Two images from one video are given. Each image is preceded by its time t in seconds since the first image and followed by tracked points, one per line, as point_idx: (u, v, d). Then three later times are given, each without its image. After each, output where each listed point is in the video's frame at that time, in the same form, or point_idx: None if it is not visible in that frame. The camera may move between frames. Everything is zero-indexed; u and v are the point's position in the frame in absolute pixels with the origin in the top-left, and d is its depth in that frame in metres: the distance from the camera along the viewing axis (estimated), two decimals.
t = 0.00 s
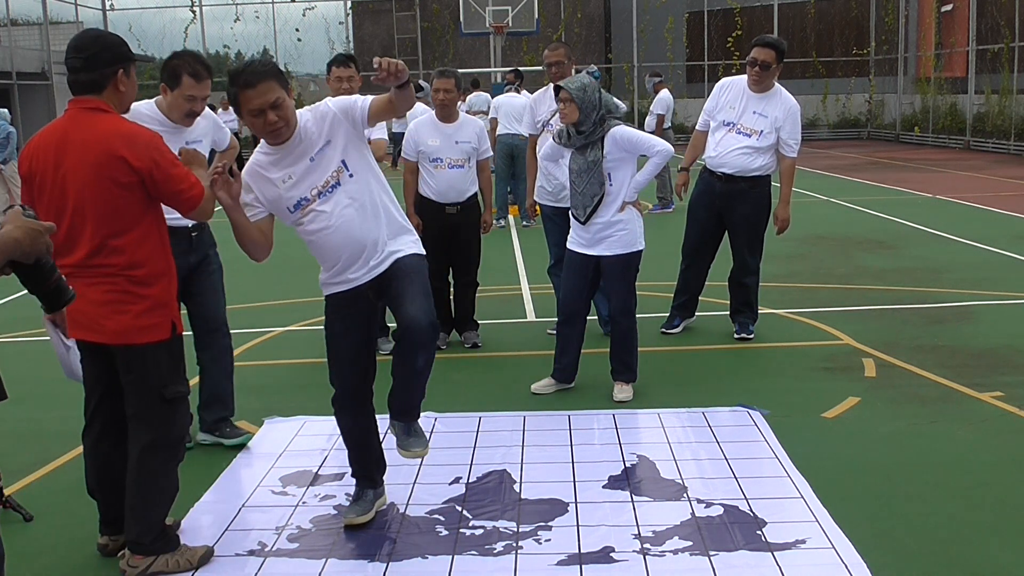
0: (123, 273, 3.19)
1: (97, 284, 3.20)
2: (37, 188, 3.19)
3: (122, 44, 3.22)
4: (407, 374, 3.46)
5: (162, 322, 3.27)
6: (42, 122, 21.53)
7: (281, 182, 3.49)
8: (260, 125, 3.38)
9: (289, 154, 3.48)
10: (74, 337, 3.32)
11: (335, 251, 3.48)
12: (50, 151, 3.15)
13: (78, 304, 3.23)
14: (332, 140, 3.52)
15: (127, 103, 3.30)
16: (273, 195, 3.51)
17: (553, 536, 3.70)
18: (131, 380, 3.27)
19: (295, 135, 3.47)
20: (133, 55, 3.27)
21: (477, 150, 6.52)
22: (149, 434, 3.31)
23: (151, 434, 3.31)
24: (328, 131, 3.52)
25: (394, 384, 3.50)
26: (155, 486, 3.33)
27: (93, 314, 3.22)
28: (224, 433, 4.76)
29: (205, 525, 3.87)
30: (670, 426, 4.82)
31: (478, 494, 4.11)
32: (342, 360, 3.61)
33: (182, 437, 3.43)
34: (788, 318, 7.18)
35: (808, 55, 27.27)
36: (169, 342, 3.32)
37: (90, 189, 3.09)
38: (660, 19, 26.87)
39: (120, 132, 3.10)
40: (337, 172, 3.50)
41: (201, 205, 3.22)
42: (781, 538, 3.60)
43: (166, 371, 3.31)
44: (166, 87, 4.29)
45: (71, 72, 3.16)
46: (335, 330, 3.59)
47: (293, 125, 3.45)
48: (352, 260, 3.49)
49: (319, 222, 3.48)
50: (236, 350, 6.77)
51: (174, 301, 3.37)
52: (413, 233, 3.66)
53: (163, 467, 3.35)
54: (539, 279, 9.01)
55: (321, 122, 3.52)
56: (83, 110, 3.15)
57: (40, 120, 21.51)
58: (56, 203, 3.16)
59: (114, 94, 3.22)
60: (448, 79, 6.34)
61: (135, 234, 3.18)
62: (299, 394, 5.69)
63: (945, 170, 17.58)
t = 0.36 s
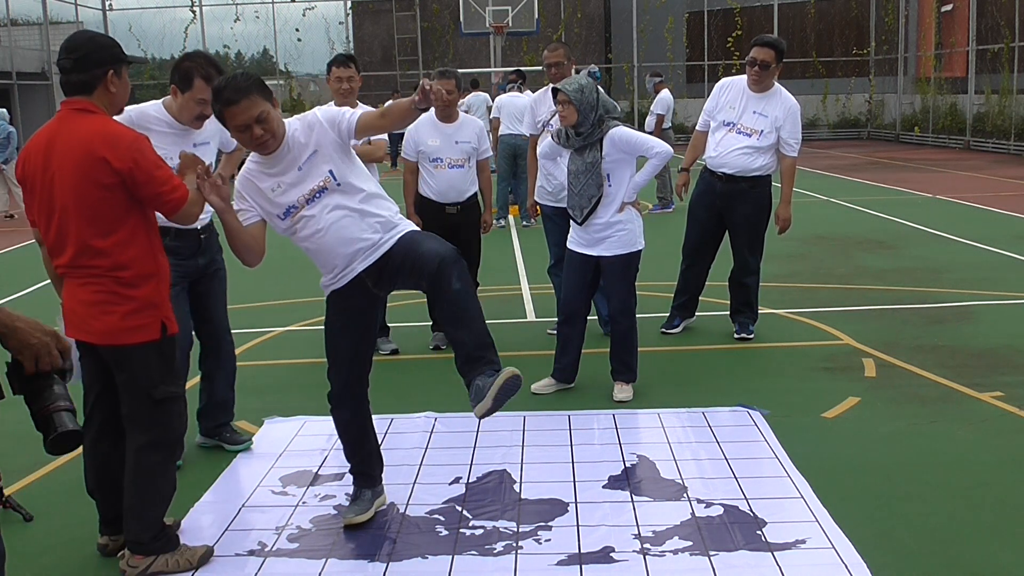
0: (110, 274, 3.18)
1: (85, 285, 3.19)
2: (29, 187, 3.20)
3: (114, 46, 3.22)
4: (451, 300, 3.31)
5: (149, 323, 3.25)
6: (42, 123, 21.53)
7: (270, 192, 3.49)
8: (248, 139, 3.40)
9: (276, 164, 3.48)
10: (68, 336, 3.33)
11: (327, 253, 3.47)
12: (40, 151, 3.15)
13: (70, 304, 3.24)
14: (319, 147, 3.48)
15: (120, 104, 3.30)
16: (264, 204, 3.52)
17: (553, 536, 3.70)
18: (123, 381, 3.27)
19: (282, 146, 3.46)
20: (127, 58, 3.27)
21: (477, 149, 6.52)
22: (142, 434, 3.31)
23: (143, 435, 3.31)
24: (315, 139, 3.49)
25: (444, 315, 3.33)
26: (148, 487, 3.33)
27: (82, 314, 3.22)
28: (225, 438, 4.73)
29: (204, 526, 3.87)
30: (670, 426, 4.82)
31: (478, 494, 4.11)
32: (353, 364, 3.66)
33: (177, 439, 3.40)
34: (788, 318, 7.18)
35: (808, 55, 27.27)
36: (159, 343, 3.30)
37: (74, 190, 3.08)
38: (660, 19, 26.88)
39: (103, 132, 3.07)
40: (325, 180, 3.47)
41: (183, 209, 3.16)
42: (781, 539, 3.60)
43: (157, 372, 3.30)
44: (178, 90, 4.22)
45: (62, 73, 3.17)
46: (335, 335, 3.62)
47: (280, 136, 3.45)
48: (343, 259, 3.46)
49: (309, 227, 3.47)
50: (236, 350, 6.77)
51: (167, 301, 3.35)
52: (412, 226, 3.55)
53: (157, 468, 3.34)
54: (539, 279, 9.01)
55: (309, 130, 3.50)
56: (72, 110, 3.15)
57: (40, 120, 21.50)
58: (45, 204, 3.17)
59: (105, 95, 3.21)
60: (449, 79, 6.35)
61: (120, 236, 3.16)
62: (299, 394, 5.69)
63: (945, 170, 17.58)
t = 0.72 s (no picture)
0: (106, 274, 3.18)
1: (82, 284, 3.20)
2: (30, 187, 3.22)
3: (117, 47, 3.22)
4: (452, 280, 3.29)
5: (146, 323, 3.25)
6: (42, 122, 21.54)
7: (272, 194, 3.48)
8: (252, 143, 3.40)
9: (278, 167, 3.47)
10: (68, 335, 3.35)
11: (329, 256, 3.47)
12: (38, 151, 3.17)
13: (69, 303, 3.26)
14: (323, 151, 3.48)
15: (122, 105, 3.31)
16: (265, 207, 3.51)
17: (554, 536, 3.70)
18: (121, 379, 3.28)
19: (284, 150, 3.46)
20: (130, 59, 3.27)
21: (477, 150, 6.50)
22: (140, 434, 3.31)
23: (140, 435, 3.31)
24: (318, 143, 3.49)
25: (447, 297, 3.29)
26: (147, 488, 3.33)
27: (80, 313, 3.23)
28: (224, 437, 4.73)
29: (204, 525, 3.87)
30: (670, 426, 4.82)
31: (478, 494, 4.11)
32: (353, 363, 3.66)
33: (176, 439, 3.40)
34: (788, 318, 7.18)
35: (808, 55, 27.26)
36: (156, 342, 3.30)
37: (70, 190, 3.09)
38: (660, 19, 26.86)
39: (98, 133, 3.07)
40: (328, 184, 3.48)
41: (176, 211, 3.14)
42: (781, 539, 3.60)
43: (155, 372, 3.30)
44: (168, 89, 4.15)
45: (65, 73, 3.18)
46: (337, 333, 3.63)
47: (284, 139, 3.44)
48: (345, 261, 3.47)
49: (311, 229, 3.47)
50: (236, 350, 6.77)
51: (165, 301, 3.34)
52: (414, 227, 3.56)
53: (155, 468, 3.34)
54: (539, 279, 9.01)
55: (313, 134, 3.50)
56: (71, 110, 3.16)
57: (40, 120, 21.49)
58: (45, 204, 3.18)
59: (106, 96, 3.22)
60: (448, 79, 6.36)
61: (117, 236, 3.16)
62: (299, 394, 5.69)
63: (945, 170, 17.58)
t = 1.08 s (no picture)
0: (110, 274, 3.19)
1: (87, 284, 3.22)
2: (36, 187, 3.24)
3: (126, 48, 3.21)
4: (445, 317, 3.31)
5: (148, 323, 3.25)
6: (42, 123, 21.55)
7: (285, 192, 3.47)
8: (267, 144, 3.38)
9: (293, 165, 3.46)
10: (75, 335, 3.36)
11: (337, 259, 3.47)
12: (43, 151, 3.18)
13: (76, 302, 3.27)
14: (339, 152, 3.48)
15: (131, 105, 3.30)
16: (276, 205, 3.50)
17: (553, 536, 3.70)
18: (124, 378, 3.28)
19: (298, 148, 3.44)
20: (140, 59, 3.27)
21: (477, 150, 6.51)
22: (141, 434, 3.31)
23: (142, 436, 3.31)
24: (333, 144, 3.48)
25: (434, 332, 3.34)
26: (147, 488, 3.33)
27: (85, 313, 3.24)
28: (225, 437, 4.74)
29: (204, 526, 3.87)
30: (671, 426, 4.82)
31: (478, 494, 4.11)
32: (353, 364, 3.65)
33: (178, 440, 3.40)
34: (788, 318, 7.18)
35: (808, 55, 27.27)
36: (159, 342, 3.29)
37: (73, 190, 3.10)
38: (660, 19, 26.96)
39: (100, 133, 3.08)
40: (342, 186, 3.47)
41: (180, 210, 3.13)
42: (781, 539, 3.61)
43: (157, 372, 3.30)
44: (158, 87, 4.14)
45: (74, 72, 3.18)
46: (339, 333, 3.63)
47: (299, 139, 3.42)
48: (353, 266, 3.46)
49: (320, 231, 3.47)
50: (236, 350, 6.77)
51: (169, 301, 3.34)
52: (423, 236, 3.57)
53: (157, 468, 3.34)
54: (539, 279, 9.01)
55: (329, 135, 3.48)
56: (77, 111, 3.17)
57: (40, 120, 21.51)
58: (50, 204, 3.20)
59: (114, 97, 3.22)
60: (448, 79, 6.35)
61: (120, 236, 3.16)
62: (299, 394, 5.69)
63: (945, 170, 17.58)
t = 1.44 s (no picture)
0: (112, 274, 3.20)
1: (90, 284, 3.23)
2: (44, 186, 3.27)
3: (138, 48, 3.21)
4: (442, 422, 3.50)
5: (148, 325, 3.24)
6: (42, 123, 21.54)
7: (317, 189, 3.46)
8: (305, 143, 3.38)
9: (332, 163, 3.45)
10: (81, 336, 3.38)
11: (354, 268, 3.46)
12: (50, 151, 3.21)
13: (81, 301, 3.29)
14: (380, 160, 3.49)
15: (144, 105, 3.31)
16: (305, 199, 3.49)
17: (553, 536, 3.70)
18: (126, 379, 3.28)
19: (340, 148, 3.44)
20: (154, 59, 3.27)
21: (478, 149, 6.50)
22: (141, 436, 3.31)
23: (143, 438, 3.31)
24: (375, 150, 3.48)
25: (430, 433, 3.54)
26: (147, 491, 3.33)
27: (88, 313, 3.25)
28: (219, 440, 4.74)
29: (204, 525, 3.87)
30: (670, 426, 4.82)
31: (478, 494, 4.11)
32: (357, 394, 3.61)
33: (178, 444, 3.38)
34: (788, 318, 7.18)
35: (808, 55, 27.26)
36: (161, 345, 3.29)
37: (75, 191, 3.11)
38: (660, 19, 26.98)
39: (102, 134, 3.09)
40: (376, 195, 3.47)
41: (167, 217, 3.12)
42: (781, 539, 3.60)
43: (159, 374, 3.29)
44: (169, 88, 4.13)
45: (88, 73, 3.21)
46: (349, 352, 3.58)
47: (340, 140, 3.42)
48: (370, 278, 3.46)
49: (343, 235, 3.47)
50: (236, 350, 6.77)
51: (172, 303, 3.33)
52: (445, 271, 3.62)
53: (158, 471, 3.34)
54: (539, 279, 9.01)
55: (372, 139, 3.48)
56: (85, 110, 3.19)
57: (40, 120, 21.51)
58: (55, 205, 3.22)
59: (125, 98, 3.23)
60: (449, 80, 6.35)
61: (120, 237, 3.17)
62: (299, 394, 5.69)
63: (945, 170, 17.58)
